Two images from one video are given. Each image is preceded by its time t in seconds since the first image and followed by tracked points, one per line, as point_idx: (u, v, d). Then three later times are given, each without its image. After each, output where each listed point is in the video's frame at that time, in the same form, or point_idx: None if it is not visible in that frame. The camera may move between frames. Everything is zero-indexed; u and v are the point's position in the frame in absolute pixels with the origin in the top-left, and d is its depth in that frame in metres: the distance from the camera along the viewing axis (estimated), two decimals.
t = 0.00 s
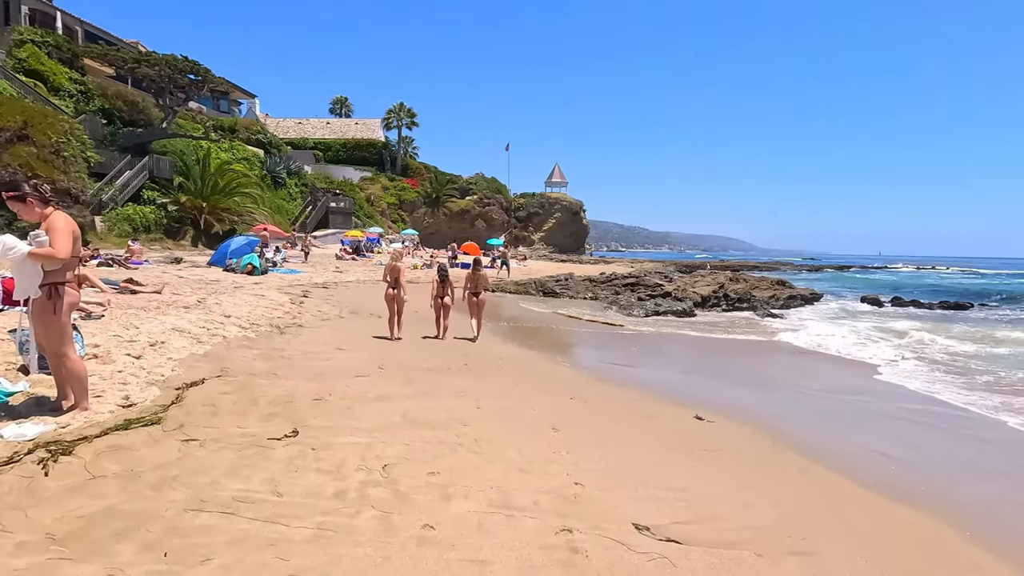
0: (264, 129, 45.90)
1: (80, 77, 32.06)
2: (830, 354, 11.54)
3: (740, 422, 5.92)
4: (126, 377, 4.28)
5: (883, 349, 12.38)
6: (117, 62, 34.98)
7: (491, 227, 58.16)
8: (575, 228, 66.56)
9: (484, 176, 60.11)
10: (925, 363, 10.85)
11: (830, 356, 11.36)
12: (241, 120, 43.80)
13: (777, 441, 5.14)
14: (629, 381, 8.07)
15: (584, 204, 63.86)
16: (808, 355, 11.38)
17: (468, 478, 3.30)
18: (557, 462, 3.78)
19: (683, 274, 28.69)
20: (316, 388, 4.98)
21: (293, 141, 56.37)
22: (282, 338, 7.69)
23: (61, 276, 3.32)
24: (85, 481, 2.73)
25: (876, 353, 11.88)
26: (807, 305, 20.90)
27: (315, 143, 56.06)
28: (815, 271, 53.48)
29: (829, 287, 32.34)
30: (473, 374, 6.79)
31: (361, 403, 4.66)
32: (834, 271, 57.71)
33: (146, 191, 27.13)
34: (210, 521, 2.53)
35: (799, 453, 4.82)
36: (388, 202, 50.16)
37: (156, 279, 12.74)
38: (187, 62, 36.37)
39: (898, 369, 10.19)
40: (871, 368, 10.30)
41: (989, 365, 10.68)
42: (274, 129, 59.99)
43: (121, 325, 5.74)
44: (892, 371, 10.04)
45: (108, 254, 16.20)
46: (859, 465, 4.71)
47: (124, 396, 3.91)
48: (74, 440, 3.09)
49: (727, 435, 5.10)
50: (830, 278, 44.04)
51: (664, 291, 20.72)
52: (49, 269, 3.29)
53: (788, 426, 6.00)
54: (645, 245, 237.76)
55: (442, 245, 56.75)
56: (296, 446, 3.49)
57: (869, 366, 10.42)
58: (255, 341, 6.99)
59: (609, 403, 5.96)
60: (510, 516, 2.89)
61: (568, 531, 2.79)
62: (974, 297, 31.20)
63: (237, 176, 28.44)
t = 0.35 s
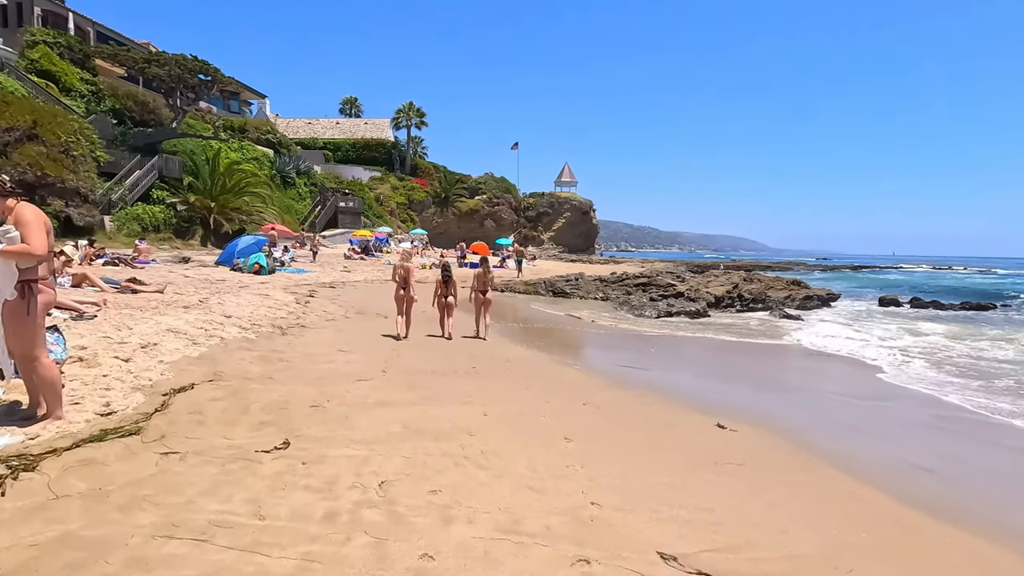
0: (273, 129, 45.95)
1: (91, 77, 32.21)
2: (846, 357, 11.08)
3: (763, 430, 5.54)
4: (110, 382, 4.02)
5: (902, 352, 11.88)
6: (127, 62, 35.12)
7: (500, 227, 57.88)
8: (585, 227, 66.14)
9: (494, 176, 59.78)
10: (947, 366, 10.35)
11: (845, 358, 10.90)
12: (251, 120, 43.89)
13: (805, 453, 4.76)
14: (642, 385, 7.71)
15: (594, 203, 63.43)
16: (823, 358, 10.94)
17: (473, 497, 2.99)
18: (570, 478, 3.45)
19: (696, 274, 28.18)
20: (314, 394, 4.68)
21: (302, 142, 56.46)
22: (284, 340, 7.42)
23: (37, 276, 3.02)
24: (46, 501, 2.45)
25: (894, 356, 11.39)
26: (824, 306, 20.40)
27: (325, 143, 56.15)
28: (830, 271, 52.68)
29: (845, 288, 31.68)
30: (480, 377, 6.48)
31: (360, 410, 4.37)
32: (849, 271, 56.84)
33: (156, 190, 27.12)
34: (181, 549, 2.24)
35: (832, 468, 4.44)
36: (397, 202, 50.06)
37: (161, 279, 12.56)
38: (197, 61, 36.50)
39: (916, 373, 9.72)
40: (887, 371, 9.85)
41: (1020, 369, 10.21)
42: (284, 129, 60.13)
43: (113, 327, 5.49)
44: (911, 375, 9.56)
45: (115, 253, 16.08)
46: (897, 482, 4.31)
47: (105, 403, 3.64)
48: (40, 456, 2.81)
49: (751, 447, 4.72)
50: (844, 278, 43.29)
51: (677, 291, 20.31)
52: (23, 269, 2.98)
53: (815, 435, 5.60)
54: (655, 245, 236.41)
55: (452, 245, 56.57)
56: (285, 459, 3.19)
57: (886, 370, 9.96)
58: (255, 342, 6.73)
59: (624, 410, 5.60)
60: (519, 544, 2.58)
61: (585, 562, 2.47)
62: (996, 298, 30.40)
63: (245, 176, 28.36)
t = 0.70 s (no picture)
0: (283, 129, 45.99)
1: (102, 78, 32.34)
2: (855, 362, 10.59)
3: (788, 446, 5.17)
4: (83, 396, 3.72)
5: (918, 357, 11.32)
6: (137, 63, 35.26)
7: (510, 227, 57.56)
8: (595, 227, 65.64)
9: (503, 176, 59.40)
10: (973, 374, 9.83)
11: (854, 364, 10.41)
12: (261, 121, 43.94)
13: (839, 476, 4.36)
14: (657, 392, 7.33)
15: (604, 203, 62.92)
16: (831, 364, 10.47)
17: (470, 537, 2.64)
18: (581, 509, 3.10)
19: (710, 274, 27.64)
20: (306, 409, 4.35)
21: (312, 142, 56.53)
22: (282, 346, 7.12)
23: None
24: None
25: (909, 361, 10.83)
26: (841, 308, 19.87)
27: (335, 143, 56.21)
28: (845, 272, 51.75)
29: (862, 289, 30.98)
30: (487, 388, 6.14)
31: (353, 428, 4.04)
32: (865, 271, 55.82)
33: (165, 191, 27.07)
34: None
35: (873, 496, 4.03)
36: (407, 202, 49.93)
37: (164, 281, 12.36)
38: (206, 62, 36.71)
39: (927, 380, 9.19)
40: (906, 377, 9.39)
41: None
42: (294, 130, 60.25)
43: (98, 334, 5.21)
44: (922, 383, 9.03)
45: (120, 255, 15.91)
46: (944, 514, 3.90)
47: (72, 421, 3.33)
48: None
49: (781, 469, 4.33)
50: (861, 278, 42.38)
51: (690, 292, 19.87)
52: None
53: (846, 452, 5.20)
54: (666, 245, 234.77)
55: (461, 245, 56.33)
56: (264, 489, 2.86)
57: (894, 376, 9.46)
58: (250, 349, 6.44)
59: (641, 427, 5.23)
60: None
61: None
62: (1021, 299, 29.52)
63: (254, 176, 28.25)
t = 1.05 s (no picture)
0: (294, 129, 46.07)
1: (115, 79, 32.54)
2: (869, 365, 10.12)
3: (815, 456, 4.83)
4: (57, 403, 3.46)
5: (941, 360, 10.80)
6: (150, 63, 35.47)
7: (521, 227, 57.26)
8: (606, 227, 65.17)
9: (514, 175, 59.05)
10: (1004, 378, 9.36)
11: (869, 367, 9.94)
12: (272, 121, 44.09)
13: (879, 494, 3.98)
14: (674, 397, 6.97)
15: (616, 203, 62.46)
16: (845, 367, 10.03)
17: (470, 571, 2.33)
18: (596, 536, 2.78)
19: (725, 275, 27.12)
20: (299, 418, 4.06)
21: (323, 142, 56.71)
22: (281, 348, 6.84)
23: None
24: None
25: (929, 365, 10.30)
26: (860, 309, 19.38)
27: (346, 143, 56.36)
28: (863, 273, 50.75)
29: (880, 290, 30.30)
30: (495, 393, 5.81)
31: (347, 439, 3.74)
32: (882, 272, 54.78)
33: (176, 191, 27.10)
34: None
35: (917, 517, 3.67)
36: (417, 202, 49.84)
37: (169, 281, 12.21)
38: (216, 61, 37.07)
39: (947, 385, 8.69)
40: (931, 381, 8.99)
41: None
42: (306, 130, 60.47)
43: (87, 336, 4.98)
44: (942, 387, 8.54)
45: (127, 254, 15.82)
46: (999, 538, 3.51)
47: (39, 432, 3.07)
48: None
49: (815, 486, 3.96)
50: (880, 279, 41.48)
51: (704, 293, 19.45)
52: None
53: (883, 465, 4.80)
54: (677, 245, 233.14)
55: (472, 245, 56.13)
56: (240, 511, 2.56)
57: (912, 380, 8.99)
58: (247, 351, 6.18)
59: (660, 437, 4.89)
60: None
61: None
62: None
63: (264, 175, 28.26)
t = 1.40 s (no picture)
0: (305, 130, 46.10)
1: (127, 80, 32.70)
2: (887, 370, 9.59)
3: (848, 476, 4.48)
4: (24, 421, 3.17)
5: (970, 366, 10.31)
6: (161, 64, 35.61)
7: (532, 227, 56.91)
8: (618, 227, 64.62)
9: (525, 175, 58.62)
10: None
11: (888, 371, 9.41)
12: (283, 121, 44.17)
13: (927, 525, 3.62)
14: (693, 407, 6.57)
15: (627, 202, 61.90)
16: (862, 371, 9.50)
17: None
18: None
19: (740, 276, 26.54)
20: (290, 435, 3.74)
21: (334, 142, 56.76)
22: (281, 354, 6.56)
23: None
24: None
25: (958, 371, 9.83)
26: (881, 312, 18.82)
27: (357, 143, 56.39)
28: (881, 274, 49.68)
29: (900, 292, 29.53)
30: (503, 405, 5.47)
31: (340, 461, 3.42)
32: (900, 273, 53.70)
33: (187, 191, 27.11)
34: None
35: (972, 552, 3.31)
36: (428, 202, 49.70)
37: (174, 282, 12.03)
38: (227, 62, 37.20)
39: (980, 393, 8.23)
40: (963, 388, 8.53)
41: None
42: (317, 131, 60.60)
43: (72, 343, 4.70)
44: (967, 396, 8.02)
45: (135, 255, 15.70)
46: None
47: None
48: None
49: (856, 517, 3.61)
50: (899, 280, 40.55)
51: (719, 294, 18.96)
52: None
53: (925, 488, 4.40)
54: (689, 245, 231.37)
55: (482, 245, 55.88)
56: (210, 554, 2.25)
57: (933, 387, 8.47)
58: (244, 358, 5.89)
59: (684, 456, 4.51)
60: None
61: None
62: None
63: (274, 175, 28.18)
